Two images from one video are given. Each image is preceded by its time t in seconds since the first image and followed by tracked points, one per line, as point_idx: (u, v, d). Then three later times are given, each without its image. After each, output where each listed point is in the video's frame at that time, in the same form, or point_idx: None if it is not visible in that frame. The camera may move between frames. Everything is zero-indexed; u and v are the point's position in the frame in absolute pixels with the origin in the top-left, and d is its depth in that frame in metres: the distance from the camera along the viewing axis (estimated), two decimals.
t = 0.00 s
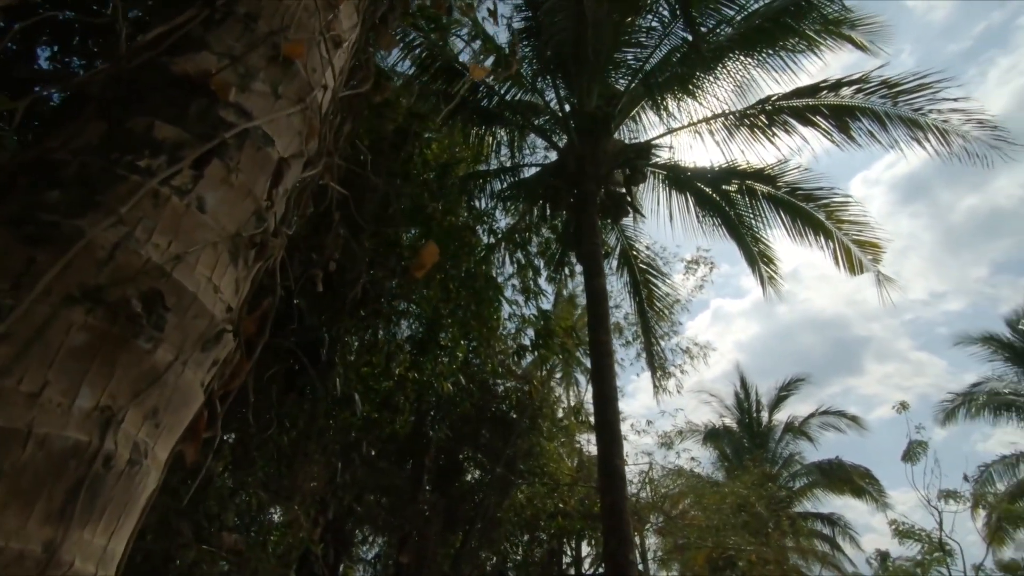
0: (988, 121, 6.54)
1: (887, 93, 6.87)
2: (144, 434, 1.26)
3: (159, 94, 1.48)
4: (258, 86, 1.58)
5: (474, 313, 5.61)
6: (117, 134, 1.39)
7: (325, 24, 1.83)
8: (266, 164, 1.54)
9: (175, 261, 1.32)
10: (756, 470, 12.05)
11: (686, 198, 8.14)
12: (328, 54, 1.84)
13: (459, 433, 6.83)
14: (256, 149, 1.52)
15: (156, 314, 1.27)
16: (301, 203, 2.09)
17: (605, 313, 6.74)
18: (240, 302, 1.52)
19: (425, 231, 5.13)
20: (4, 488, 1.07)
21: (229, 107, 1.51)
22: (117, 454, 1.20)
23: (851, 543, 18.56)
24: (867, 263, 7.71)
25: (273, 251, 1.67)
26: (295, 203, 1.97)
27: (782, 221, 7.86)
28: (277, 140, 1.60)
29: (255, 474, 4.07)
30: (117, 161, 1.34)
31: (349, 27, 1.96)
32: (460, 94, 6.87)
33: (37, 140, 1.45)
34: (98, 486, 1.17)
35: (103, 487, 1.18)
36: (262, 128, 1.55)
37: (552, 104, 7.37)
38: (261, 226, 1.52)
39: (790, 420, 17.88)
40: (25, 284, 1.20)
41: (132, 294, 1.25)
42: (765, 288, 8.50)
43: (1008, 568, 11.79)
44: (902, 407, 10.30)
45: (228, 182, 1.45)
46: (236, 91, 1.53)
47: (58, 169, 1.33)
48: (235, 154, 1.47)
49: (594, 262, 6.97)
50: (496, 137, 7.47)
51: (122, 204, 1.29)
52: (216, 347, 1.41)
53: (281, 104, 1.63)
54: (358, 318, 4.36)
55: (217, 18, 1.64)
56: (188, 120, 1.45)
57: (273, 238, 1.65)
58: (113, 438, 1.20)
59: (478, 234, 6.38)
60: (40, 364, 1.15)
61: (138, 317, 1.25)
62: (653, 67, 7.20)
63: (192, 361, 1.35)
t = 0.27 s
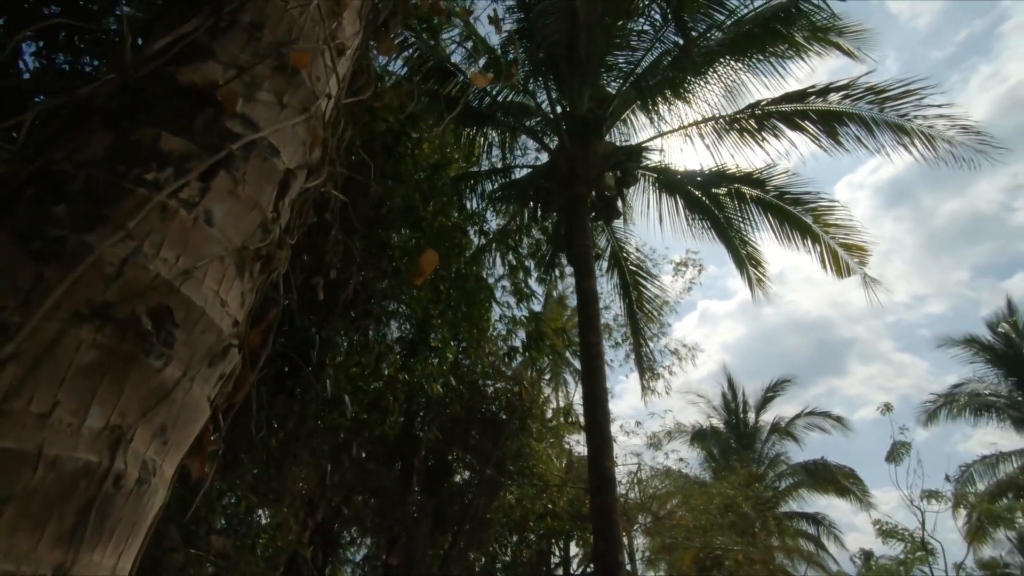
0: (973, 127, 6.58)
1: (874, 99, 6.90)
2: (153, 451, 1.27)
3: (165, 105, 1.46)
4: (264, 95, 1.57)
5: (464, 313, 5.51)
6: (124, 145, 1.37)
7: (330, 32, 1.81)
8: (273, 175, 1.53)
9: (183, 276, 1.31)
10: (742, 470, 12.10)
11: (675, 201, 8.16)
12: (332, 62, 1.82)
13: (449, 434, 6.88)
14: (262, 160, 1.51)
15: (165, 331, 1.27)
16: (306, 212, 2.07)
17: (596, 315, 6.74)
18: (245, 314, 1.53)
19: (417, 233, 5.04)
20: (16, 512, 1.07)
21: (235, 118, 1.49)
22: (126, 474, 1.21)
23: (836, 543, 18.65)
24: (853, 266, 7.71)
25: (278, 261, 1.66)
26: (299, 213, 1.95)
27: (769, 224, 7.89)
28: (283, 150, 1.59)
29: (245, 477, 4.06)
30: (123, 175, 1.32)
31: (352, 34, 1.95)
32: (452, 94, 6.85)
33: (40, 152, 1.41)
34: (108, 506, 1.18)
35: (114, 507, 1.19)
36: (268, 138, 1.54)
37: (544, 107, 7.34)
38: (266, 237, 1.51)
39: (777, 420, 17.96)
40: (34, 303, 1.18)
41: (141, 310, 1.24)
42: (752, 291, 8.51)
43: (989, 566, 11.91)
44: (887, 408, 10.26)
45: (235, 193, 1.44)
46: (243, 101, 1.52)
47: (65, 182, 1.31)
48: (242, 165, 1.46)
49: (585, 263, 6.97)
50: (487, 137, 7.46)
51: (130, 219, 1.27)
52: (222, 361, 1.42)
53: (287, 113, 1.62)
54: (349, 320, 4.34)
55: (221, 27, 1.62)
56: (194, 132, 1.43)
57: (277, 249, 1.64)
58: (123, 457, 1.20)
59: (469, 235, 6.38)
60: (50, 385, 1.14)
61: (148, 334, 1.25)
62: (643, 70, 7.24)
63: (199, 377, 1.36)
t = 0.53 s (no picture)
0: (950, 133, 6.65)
1: (854, 106, 7.00)
2: (166, 469, 1.23)
3: (172, 118, 1.44)
4: (270, 107, 1.56)
5: (451, 315, 5.47)
6: (132, 159, 1.35)
7: (332, 44, 1.81)
8: (279, 187, 1.52)
9: (195, 291, 1.29)
10: (725, 471, 12.17)
11: (661, 203, 8.19)
12: (334, 74, 1.82)
13: (435, 436, 6.86)
14: (269, 173, 1.50)
15: (179, 346, 1.24)
16: (313, 223, 2.04)
17: (582, 317, 6.75)
18: (253, 327, 1.50)
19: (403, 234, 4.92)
20: (34, 535, 1.02)
21: (243, 131, 1.48)
22: (142, 492, 1.16)
23: (818, 541, 18.78)
24: (834, 269, 7.76)
25: (285, 275, 1.64)
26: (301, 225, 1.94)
27: (753, 228, 7.93)
28: (289, 162, 1.58)
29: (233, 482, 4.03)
30: (133, 189, 1.30)
31: (353, 44, 1.95)
32: (439, 96, 6.86)
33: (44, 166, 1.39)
34: (126, 525, 1.13)
35: (129, 527, 1.14)
36: (274, 150, 1.53)
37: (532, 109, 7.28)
38: (273, 250, 1.49)
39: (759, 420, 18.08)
40: (46, 321, 1.14)
41: (154, 326, 1.21)
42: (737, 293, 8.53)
43: (965, 562, 12.07)
44: (868, 408, 10.38)
45: (242, 207, 1.42)
46: (250, 114, 1.51)
47: (74, 198, 1.28)
48: (249, 178, 1.44)
49: (572, 265, 6.97)
50: (475, 139, 7.45)
51: (142, 233, 1.25)
52: (232, 376, 1.38)
53: (292, 125, 1.61)
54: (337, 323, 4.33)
55: (227, 38, 1.62)
56: (202, 144, 1.42)
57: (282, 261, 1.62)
58: (139, 475, 1.16)
59: (457, 237, 6.37)
60: (64, 403, 1.10)
61: (163, 350, 1.21)
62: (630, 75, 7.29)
63: (210, 392, 1.32)
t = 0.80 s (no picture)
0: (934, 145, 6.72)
1: (841, 117, 7.05)
2: (174, 501, 1.23)
3: (180, 152, 1.44)
4: (273, 139, 1.57)
5: (443, 325, 5.45)
6: (140, 195, 1.35)
7: (332, 72, 1.82)
8: (282, 217, 1.52)
9: (203, 324, 1.29)
10: (717, 478, 12.19)
11: (651, 213, 8.23)
12: (334, 102, 1.83)
13: (428, 447, 6.87)
14: (273, 204, 1.50)
15: (188, 381, 1.24)
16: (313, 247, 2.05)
17: (575, 327, 6.76)
18: (257, 356, 1.50)
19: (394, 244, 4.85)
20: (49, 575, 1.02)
21: (247, 163, 1.49)
22: (151, 526, 1.16)
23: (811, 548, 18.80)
24: (822, 278, 7.78)
25: (288, 301, 1.65)
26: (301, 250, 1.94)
27: (744, 237, 7.97)
28: (291, 192, 1.58)
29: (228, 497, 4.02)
30: (142, 225, 1.30)
31: (352, 71, 1.96)
32: (431, 107, 6.88)
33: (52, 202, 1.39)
34: (136, 560, 1.13)
35: (139, 562, 1.14)
36: (277, 181, 1.54)
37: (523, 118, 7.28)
38: (277, 279, 1.50)
39: (751, 428, 18.12)
40: (60, 359, 1.14)
41: (163, 362, 1.21)
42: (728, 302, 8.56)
43: (957, 569, 12.11)
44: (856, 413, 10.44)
45: (247, 238, 1.42)
46: (254, 146, 1.51)
47: (85, 234, 1.28)
48: (253, 211, 1.45)
49: (565, 276, 6.98)
50: (467, 149, 7.41)
51: (151, 269, 1.25)
52: (238, 407, 1.39)
53: (294, 154, 1.62)
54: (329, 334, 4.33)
55: (230, 71, 1.62)
56: (208, 178, 1.42)
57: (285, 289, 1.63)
58: (148, 510, 1.16)
59: (449, 247, 6.37)
60: (77, 441, 1.10)
61: (172, 386, 1.22)
62: (619, 87, 7.32)
63: (217, 423, 1.32)
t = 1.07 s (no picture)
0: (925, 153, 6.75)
1: (833, 127, 7.09)
2: (178, 522, 1.23)
3: (182, 175, 1.45)
4: (273, 160, 1.58)
5: (440, 336, 5.43)
6: (144, 218, 1.35)
7: (331, 93, 1.83)
8: (283, 238, 1.53)
9: (206, 346, 1.30)
10: (716, 486, 12.17)
11: (647, 222, 8.25)
12: (333, 122, 1.84)
13: (427, 458, 6.87)
14: (274, 224, 1.51)
15: (191, 403, 1.25)
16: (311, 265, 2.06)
17: (572, 336, 6.77)
18: (258, 375, 1.51)
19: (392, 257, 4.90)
20: None
21: (248, 185, 1.50)
22: (156, 548, 1.16)
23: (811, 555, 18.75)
24: (817, 286, 7.79)
25: (289, 320, 1.66)
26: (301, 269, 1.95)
27: (739, 245, 7.99)
28: (292, 212, 1.59)
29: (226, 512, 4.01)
30: (146, 248, 1.30)
31: (350, 91, 1.97)
32: (426, 119, 6.90)
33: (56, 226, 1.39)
34: None
35: None
36: (278, 202, 1.55)
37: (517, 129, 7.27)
38: (278, 299, 1.50)
39: (749, 435, 18.11)
40: (66, 381, 1.14)
41: (167, 384, 1.22)
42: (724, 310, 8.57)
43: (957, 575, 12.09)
44: (854, 419, 10.44)
45: (249, 259, 1.43)
46: (256, 168, 1.53)
47: (89, 257, 1.28)
48: (255, 231, 1.46)
49: (562, 285, 6.99)
50: (463, 160, 7.40)
51: (155, 292, 1.26)
52: (240, 426, 1.39)
53: (294, 175, 1.63)
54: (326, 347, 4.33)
55: (231, 94, 1.63)
56: (210, 200, 1.43)
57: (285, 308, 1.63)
58: (153, 531, 1.16)
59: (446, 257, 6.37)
60: (83, 463, 1.10)
61: (176, 408, 1.22)
62: (613, 97, 7.35)
63: (220, 443, 1.32)
